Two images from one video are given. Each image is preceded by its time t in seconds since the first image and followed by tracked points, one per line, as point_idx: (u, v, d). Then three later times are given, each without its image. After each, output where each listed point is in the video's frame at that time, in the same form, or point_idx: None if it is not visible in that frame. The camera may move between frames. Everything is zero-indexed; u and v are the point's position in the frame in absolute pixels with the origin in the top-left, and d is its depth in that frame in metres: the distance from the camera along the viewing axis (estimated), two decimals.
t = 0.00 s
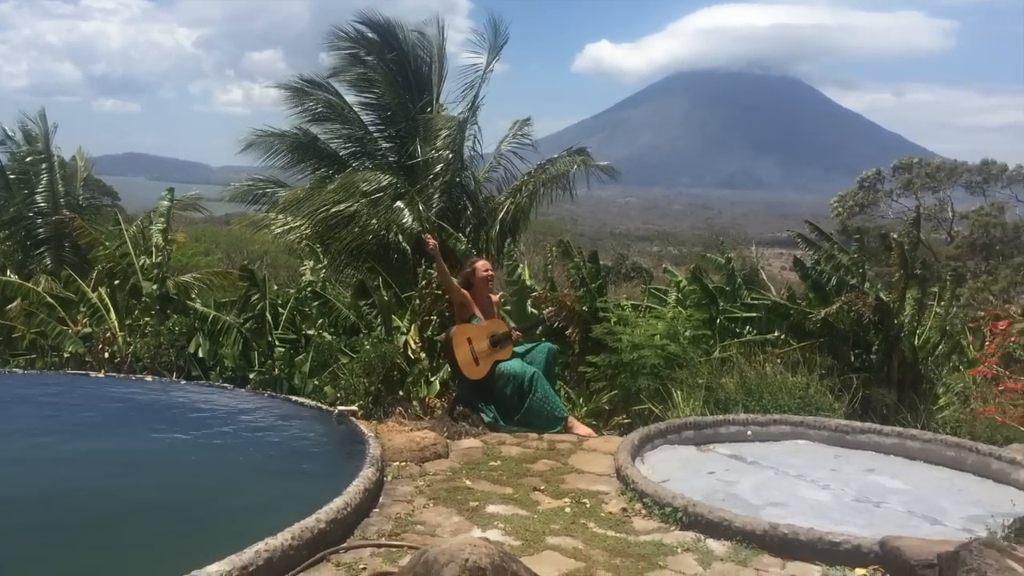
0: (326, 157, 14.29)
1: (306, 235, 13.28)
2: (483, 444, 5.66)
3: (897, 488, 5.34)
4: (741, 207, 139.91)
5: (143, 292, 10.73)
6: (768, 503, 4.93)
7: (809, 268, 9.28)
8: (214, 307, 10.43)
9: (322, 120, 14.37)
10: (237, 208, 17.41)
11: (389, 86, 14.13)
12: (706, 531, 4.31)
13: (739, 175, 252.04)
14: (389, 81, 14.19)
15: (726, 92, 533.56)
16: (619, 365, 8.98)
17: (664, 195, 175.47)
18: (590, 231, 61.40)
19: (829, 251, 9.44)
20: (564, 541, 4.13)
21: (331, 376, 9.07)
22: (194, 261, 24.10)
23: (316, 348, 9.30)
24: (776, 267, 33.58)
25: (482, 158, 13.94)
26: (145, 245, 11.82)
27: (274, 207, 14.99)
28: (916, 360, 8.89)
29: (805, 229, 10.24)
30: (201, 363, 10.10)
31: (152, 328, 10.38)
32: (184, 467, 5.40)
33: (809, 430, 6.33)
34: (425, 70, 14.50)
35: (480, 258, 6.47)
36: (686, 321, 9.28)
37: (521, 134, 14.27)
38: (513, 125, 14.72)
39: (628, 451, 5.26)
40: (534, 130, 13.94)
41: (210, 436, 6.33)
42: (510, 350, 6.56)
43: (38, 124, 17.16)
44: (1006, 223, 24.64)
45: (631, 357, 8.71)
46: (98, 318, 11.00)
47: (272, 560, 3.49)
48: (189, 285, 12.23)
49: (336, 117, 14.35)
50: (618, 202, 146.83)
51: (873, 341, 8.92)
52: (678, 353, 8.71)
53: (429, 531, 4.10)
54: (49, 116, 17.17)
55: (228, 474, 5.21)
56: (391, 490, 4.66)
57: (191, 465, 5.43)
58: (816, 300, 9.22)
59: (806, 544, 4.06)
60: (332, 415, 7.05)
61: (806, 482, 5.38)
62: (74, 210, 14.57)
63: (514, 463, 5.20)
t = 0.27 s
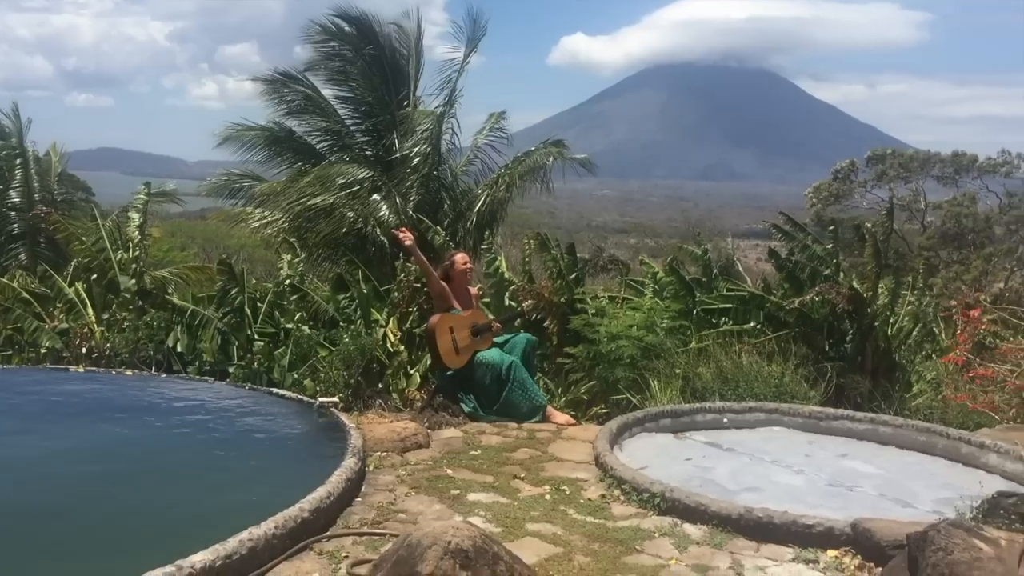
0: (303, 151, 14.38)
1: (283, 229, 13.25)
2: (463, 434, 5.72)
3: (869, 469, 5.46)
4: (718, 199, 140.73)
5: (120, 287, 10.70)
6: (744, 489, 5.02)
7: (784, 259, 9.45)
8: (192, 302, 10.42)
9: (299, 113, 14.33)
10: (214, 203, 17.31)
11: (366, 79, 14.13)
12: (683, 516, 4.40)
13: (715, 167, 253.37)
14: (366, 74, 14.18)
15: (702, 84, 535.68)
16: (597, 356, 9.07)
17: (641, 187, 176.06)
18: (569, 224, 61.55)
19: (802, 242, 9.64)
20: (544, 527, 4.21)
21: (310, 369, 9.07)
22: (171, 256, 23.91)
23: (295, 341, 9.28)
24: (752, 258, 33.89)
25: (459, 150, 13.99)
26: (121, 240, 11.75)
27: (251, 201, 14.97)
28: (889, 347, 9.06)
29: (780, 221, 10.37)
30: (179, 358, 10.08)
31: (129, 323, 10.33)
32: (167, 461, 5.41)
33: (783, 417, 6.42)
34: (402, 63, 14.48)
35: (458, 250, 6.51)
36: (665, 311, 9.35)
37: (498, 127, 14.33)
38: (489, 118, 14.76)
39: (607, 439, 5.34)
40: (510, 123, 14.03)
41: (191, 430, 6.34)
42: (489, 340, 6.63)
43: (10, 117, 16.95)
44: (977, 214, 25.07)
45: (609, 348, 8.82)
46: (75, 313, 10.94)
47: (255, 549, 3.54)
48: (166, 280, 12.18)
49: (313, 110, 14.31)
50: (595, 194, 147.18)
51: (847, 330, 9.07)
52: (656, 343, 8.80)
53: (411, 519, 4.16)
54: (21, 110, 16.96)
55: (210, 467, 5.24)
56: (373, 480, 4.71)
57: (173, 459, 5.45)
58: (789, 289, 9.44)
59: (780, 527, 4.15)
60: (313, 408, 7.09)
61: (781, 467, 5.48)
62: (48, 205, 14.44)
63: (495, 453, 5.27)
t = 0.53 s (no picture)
0: (275, 143, 14.31)
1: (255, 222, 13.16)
2: (438, 424, 5.75)
3: (836, 453, 5.58)
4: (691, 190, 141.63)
5: (90, 281, 10.60)
6: (714, 476, 5.11)
7: (755, 250, 9.52)
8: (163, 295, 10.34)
9: (271, 104, 14.25)
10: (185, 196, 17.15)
11: (339, 70, 14.06)
12: (654, 503, 4.48)
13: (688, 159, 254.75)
14: (339, 65, 14.12)
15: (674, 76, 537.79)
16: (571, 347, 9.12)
17: (614, 179, 176.61)
18: (543, 216, 61.68)
19: (774, 234, 9.73)
20: (518, 515, 4.27)
21: (283, 362, 9.06)
22: (141, 250, 23.66)
23: (268, 335, 9.25)
24: (724, 250, 34.19)
25: (433, 143, 14.01)
26: (89, 232, 11.63)
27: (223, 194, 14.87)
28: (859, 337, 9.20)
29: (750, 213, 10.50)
30: (151, 352, 10.01)
31: (99, 318, 10.24)
32: (139, 455, 5.39)
33: (753, 405, 6.49)
34: (375, 55, 14.43)
35: (431, 243, 6.51)
36: (637, 303, 9.47)
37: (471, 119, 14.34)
38: (462, 110, 14.77)
39: (580, 428, 5.40)
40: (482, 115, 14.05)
41: (163, 424, 6.31)
42: (464, 330, 6.66)
43: None
44: (944, 204, 25.52)
45: (583, 340, 8.90)
46: (43, 308, 10.82)
47: (231, 540, 3.57)
48: (137, 273, 12.08)
49: (286, 101, 14.25)
50: (569, 186, 147.43)
51: (818, 319, 9.18)
52: (629, 335, 8.94)
53: (386, 509, 4.20)
54: None
55: (184, 461, 5.23)
56: (348, 471, 4.73)
57: (146, 453, 5.43)
58: (761, 280, 9.54)
59: (749, 512, 4.24)
60: (287, 401, 7.09)
61: (751, 454, 5.56)
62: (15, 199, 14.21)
63: (469, 443, 5.31)
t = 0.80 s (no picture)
0: (253, 134, 14.25)
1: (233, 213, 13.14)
2: (415, 414, 5.78)
3: (809, 439, 5.66)
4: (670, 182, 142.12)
5: (65, 272, 10.51)
6: (689, 463, 5.17)
7: (732, 241, 9.58)
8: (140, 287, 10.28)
9: (249, 94, 14.17)
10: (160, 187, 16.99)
11: (317, 60, 13.99)
12: (629, 489, 4.54)
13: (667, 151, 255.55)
14: (317, 56, 14.04)
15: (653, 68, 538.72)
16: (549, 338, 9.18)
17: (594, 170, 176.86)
18: (523, 208, 61.64)
19: (751, 226, 9.85)
20: (495, 502, 4.31)
21: (261, 353, 9.05)
22: (117, 241, 23.43)
23: (246, 326, 9.22)
24: (703, 242, 34.38)
25: (411, 134, 14.00)
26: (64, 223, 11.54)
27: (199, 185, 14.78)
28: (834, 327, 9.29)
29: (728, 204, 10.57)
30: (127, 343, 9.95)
31: (75, 309, 10.17)
32: (116, 445, 5.38)
33: (728, 393, 6.56)
34: (353, 45, 14.38)
35: (408, 231, 6.54)
36: (615, 294, 9.53)
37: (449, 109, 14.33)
38: (441, 101, 14.76)
39: (556, 417, 5.45)
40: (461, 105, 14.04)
41: (140, 414, 6.29)
42: (440, 319, 6.66)
43: None
44: (919, 196, 25.83)
45: (562, 331, 8.97)
46: (18, 299, 10.72)
47: (208, 528, 3.59)
48: (112, 264, 12.00)
49: (264, 92, 14.18)
50: (549, 177, 147.48)
51: (795, 309, 9.23)
52: (607, 325, 9.01)
53: (364, 497, 4.22)
54: None
55: (161, 450, 5.23)
56: (326, 460, 4.75)
57: (123, 443, 5.42)
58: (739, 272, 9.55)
59: (722, 497, 4.31)
60: (265, 391, 7.09)
61: (725, 441, 5.63)
62: None
63: (446, 431, 5.35)
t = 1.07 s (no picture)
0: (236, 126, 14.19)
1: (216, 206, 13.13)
2: (398, 404, 5.80)
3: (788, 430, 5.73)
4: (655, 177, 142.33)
5: (47, 265, 10.46)
6: (668, 453, 5.23)
7: (715, 236, 9.63)
8: (122, 279, 10.24)
9: (232, 87, 14.12)
10: (143, 181, 16.87)
11: (301, 53, 13.94)
12: (608, 478, 4.60)
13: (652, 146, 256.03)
14: (301, 49, 13.99)
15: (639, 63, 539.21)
16: (533, 331, 9.22)
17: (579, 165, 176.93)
18: (508, 202, 61.54)
19: (734, 220, 9.88)
20: (475, 491, 4.35)
21: (244, 345, 9.04)
22: (99, 234, 23.25)
23: (230, 319, 9.21)
24: (689, 236, 34.46)
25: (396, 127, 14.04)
26: (45, 215, 11.48)
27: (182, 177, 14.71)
28: (815, 322, 9.46)
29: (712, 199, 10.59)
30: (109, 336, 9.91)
31: (57, 302, 10.13)
32: (98, 436, 5.37)
33: (708, 384, 6.62)
34: (337, 38, 14.33)
35: (390, 225, 6.48)
36: (598, 287, 9.57)
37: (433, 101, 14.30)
38: (426, 93, 14.74)
39: (537, 408, 5.49)
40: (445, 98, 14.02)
41: (122, 406, 6.28)
42: (422, 313, 6.65)
43: None
44: (901, 191, 25.95)
45: (545, 324, 9.00)
46: None
47: (190, 516, 3.61)
48: (95, 257, 11.95)
49: (247, 84, 14.12)
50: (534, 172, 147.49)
51: (777, 302, 9.35)
52: (590, 319, 9.02)
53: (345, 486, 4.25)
54: None
55: (144, 440, 5.23)
56: (308, 450, 4.78)
57: (105, 433, 5.41)
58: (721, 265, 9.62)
59: (701, 486, 4.36)
60: (247, 381, 7.10)
61: (704, 432, 5.68)
62: None
63: (428, 422, 5.37)
